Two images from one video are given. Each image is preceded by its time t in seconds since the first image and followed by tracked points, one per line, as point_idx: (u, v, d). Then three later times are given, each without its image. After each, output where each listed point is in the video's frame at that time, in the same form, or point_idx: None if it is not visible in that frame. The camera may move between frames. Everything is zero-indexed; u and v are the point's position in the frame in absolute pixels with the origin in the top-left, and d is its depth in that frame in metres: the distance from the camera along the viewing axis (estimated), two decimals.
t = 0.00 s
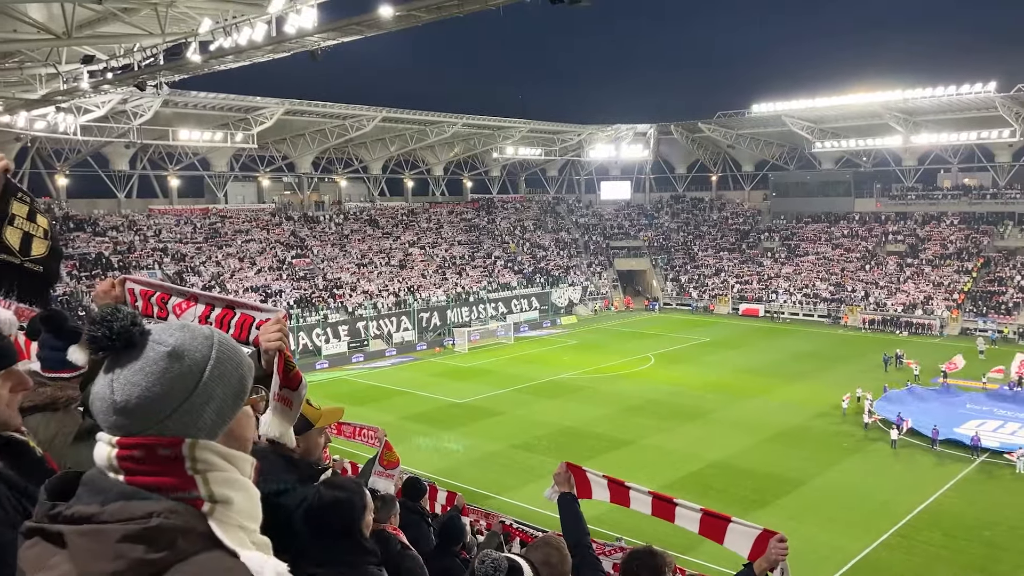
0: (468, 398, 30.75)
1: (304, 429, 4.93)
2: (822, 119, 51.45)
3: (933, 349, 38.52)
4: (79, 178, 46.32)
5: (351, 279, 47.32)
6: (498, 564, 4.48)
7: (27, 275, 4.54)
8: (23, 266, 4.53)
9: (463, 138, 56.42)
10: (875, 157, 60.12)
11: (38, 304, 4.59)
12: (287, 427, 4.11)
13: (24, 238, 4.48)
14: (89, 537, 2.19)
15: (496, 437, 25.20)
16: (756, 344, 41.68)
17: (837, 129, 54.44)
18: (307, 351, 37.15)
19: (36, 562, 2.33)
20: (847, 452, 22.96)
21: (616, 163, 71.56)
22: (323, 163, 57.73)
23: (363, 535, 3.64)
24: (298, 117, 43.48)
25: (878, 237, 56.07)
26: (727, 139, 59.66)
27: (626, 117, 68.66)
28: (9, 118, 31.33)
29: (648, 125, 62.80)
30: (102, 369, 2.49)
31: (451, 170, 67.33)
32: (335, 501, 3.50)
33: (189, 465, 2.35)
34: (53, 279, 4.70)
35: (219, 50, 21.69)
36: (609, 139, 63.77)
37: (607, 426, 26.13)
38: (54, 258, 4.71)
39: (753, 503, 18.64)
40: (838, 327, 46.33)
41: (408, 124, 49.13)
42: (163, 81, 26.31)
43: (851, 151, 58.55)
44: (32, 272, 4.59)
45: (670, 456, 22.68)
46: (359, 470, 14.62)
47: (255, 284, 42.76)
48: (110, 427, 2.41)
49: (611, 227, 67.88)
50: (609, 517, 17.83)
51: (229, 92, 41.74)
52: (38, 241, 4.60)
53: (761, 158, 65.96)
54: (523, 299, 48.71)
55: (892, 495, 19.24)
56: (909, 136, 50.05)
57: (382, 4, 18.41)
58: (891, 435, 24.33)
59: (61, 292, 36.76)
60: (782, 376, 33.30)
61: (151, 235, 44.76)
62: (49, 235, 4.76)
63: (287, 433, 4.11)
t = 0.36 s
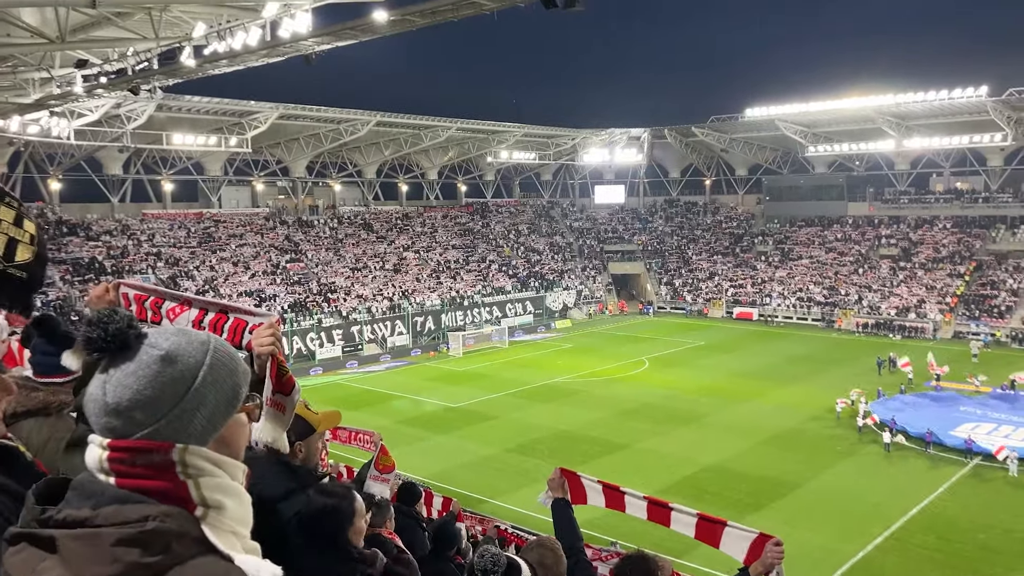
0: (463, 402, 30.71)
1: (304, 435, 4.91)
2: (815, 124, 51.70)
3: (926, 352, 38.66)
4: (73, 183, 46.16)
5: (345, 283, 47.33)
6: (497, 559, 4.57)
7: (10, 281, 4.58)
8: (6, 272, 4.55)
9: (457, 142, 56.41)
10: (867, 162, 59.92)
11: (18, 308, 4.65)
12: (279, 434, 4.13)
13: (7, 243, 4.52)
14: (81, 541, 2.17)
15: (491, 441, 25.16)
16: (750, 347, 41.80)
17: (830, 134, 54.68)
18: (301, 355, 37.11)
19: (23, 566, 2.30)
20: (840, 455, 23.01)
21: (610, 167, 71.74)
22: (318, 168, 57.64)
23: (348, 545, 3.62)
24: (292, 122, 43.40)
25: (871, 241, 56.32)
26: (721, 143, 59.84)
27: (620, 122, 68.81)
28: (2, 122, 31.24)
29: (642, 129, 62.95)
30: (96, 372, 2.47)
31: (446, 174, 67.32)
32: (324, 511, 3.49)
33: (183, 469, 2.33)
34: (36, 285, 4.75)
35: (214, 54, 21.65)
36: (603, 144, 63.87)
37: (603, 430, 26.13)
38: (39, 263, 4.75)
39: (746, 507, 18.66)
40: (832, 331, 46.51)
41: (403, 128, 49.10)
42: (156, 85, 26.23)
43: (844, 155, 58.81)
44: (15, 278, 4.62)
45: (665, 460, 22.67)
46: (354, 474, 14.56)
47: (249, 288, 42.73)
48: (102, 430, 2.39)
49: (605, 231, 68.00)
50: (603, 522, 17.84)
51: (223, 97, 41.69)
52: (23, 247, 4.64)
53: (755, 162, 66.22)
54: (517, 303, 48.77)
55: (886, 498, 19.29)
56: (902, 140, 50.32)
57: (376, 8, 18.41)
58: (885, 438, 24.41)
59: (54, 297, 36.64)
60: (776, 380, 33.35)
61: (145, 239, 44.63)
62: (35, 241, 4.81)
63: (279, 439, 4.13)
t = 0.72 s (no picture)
0: (457, 406, 30.66)
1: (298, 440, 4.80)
2: (807, 127, 51.97)
3: (918, 354, 38.88)
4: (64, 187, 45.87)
5: (338, 286, 47.24)
6: (495, 559, 4.56)
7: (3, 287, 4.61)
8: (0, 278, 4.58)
9: (450, 146, 56.36)
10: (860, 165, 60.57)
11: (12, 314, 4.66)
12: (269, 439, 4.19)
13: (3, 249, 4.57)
14: (67, 551, 2.15)
15: (484, 444, 25.12)
16: (743, 350, 41.88)
17: (822, 137, 54.95)
18: (293, 359, 37.04)
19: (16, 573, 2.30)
20: (833, 457, 23.08)
21: (603, 170, 71.92)
22: (310, 171, 57.54)
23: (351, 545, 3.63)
24: (284, 125, 43.31)
25: (863, 244, 56.58)
26: (713, 146, 60.03)
27: (613, 126, 68.89)
28: None
29: (634, 132, 63.10)
30: (92, 379, 2.46)
31: (438, 177, 67.23)
32: (324, 515, 3.48)
33: (173, 480, 2.31)
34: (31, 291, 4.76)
35: (206, 58, 21.56)
36: (595, 147, 63.96)
37: (595, 433, 26.12)
38: (33, 268, 4.76)
39: (739, 509, 18.71)
40: (824, 333, 46.73)
41: (395, 132, 49.06)
42: (148, 89, 26.07)
43: (836, 159, 59.13)
44: (10, 284, 4.66)
45: (658, 463, 22.69)
46: (347, 479, 14.51)
47: (241, 292, 42.60)
48: (95, 439, 2.38)
49: (598, 233, 68.11)
50: (595, 526, 17.85)
51: (215, 101, 41.55)
52: (16, 253, 4.66)
53: (747, 165, 66.45)
54: (510, 306, 48.77)
55: (878, 500, 19.38)
56: (893, 143, 50.62)
57: (369, 12, 18.39)
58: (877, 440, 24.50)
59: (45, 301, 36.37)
60: (768, 382, 33.43)
61: (137, 243, 44.35)
62: (29, 246, 4.82)
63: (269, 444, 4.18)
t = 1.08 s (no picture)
0: (437, 405, 30.58)
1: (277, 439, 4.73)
2: (786, 126, 52.49)
3: (894, 351, 39.42)
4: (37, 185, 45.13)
5: (318, 286, 46.95)
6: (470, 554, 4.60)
7: None
8: None
9: (430, 144, 56.13)
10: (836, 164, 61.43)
11: None
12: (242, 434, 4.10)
13: None
14: (36, 557, 2.12)
15: (465, 443, 25.08)
16: (722, 348, 42.22)
17: (800, 136, 55.54)
18: (273, 358, 36.83)
19: None
20: (811, 453, 23.35)
21: (583, 169, 72.13)
22: (289, 170, 57.10)
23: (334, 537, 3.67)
24: (263, 123, 42.91)
25: (841, 242, 57.22)
26: (693, 145, 60.42)
27: (593, 125, 69.05)
28: None
29: (615, 131, 63.34)
30: (55, 383, 2.41)
31: (419, 176, 66.94)
32: (305, 510, 3.51)
33: (141, 483, 2.27)
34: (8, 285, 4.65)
35: (182, 55, 21.29)
36: (576, 146, 64.03)
37: (576, 431, 26.18)
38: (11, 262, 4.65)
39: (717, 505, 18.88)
40: (802, 331, 47.31)
41: (375, 130, 48.77)
42: (124, 86, 25.69)
43: (813, 158, 59.77)
44: None
45: (639, 460, 22.80)
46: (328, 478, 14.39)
47: (220, 292, 42.21)
48: (62, 441, 2.35)
49: (578, 232, 68.33)
50: (575, 525, 17.90)
51: (192, 98, 41.04)
52: None
53: (726, 164, 66.97)
54: (491, 305, 48.76)
55: (855, 495, 19.64)
56: (870, 142, 51.27)
57: (347, 10, 18.26)
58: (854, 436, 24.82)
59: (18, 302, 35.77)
60: (746, 380, 33.72)
61: (113, 242, 43.69)
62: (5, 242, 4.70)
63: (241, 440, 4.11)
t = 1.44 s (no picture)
0: (404, 405, 30.41)
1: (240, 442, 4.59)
2: (749, 126, 53.36)
3: (855, 348, 40.34)
4: None
5: (283, 285, 46.36)
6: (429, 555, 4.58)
7: None
8: None
9: (396, 143, 55.67)
10: (799, 164, 62.35)
11: None
12: (203, 438, 3.95)
13: None
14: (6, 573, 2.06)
15: (433, 443, 25.01)
16: (687, 346, 42.80)
17: (763, 137, 56.49)
18: (236, 359, 36.40)
19: None
20: (775, 450, 23.80)
21: (550, 168, 72.39)
22: (252, 168, 56.22)
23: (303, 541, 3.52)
24: (226, 121, 42.16)
25: (803, 241, 58.30)
26: (658, 145, 61.04)
27: (560, 124, 69.25)
28: None
29: (581, 131, 63.63)
30: (24, 395, 2.24)
31: (385, 174, 66.45)
32: (274, 512, 3.38)
33: (121, 490, 2.27)
34: None
35: (142, 51, 20.82)
36: (543, 145, 64.06)
37: (544, 430, 26.27)
38: None
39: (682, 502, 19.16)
40: (765, 329, 48.16)
41: (341, 128, 48.21)
42: (81, 81, 25.00)
43: (776, 158, 60.89)
44: None
45: (605, 458, 23.01)
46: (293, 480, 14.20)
47: (182, 292, 41.48)
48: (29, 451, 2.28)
49: (545, 232, 68.59)
50: (542, 523, 17.98)
51: (153, 95, 40.11)
52: None
53: (691, 164, 67.85)
54: (459, 304, 48.68)
55: (818, 490, 20.08)
56: (831, 143, 52.33)
57: (311, 7, 18.02)
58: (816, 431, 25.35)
59: None
60: (712, 378, 34.21)
61: (70, 241, 42.51)
62: None
63: (203, 444, 3.97)
